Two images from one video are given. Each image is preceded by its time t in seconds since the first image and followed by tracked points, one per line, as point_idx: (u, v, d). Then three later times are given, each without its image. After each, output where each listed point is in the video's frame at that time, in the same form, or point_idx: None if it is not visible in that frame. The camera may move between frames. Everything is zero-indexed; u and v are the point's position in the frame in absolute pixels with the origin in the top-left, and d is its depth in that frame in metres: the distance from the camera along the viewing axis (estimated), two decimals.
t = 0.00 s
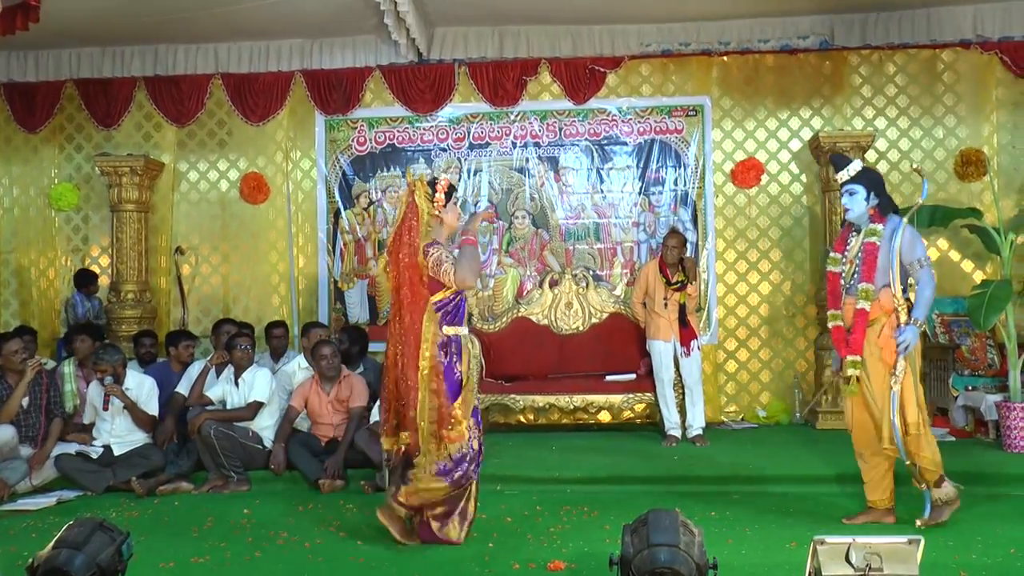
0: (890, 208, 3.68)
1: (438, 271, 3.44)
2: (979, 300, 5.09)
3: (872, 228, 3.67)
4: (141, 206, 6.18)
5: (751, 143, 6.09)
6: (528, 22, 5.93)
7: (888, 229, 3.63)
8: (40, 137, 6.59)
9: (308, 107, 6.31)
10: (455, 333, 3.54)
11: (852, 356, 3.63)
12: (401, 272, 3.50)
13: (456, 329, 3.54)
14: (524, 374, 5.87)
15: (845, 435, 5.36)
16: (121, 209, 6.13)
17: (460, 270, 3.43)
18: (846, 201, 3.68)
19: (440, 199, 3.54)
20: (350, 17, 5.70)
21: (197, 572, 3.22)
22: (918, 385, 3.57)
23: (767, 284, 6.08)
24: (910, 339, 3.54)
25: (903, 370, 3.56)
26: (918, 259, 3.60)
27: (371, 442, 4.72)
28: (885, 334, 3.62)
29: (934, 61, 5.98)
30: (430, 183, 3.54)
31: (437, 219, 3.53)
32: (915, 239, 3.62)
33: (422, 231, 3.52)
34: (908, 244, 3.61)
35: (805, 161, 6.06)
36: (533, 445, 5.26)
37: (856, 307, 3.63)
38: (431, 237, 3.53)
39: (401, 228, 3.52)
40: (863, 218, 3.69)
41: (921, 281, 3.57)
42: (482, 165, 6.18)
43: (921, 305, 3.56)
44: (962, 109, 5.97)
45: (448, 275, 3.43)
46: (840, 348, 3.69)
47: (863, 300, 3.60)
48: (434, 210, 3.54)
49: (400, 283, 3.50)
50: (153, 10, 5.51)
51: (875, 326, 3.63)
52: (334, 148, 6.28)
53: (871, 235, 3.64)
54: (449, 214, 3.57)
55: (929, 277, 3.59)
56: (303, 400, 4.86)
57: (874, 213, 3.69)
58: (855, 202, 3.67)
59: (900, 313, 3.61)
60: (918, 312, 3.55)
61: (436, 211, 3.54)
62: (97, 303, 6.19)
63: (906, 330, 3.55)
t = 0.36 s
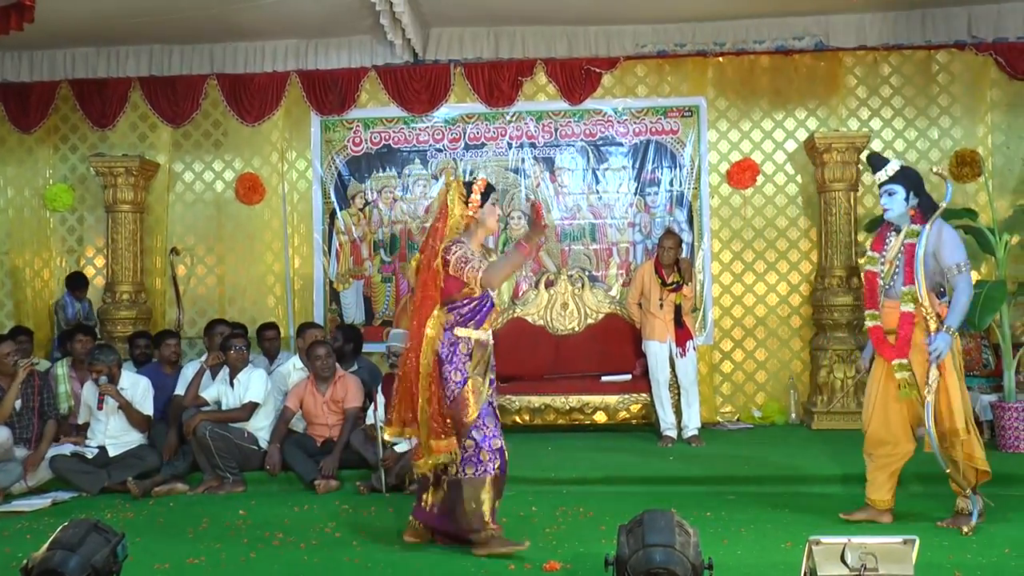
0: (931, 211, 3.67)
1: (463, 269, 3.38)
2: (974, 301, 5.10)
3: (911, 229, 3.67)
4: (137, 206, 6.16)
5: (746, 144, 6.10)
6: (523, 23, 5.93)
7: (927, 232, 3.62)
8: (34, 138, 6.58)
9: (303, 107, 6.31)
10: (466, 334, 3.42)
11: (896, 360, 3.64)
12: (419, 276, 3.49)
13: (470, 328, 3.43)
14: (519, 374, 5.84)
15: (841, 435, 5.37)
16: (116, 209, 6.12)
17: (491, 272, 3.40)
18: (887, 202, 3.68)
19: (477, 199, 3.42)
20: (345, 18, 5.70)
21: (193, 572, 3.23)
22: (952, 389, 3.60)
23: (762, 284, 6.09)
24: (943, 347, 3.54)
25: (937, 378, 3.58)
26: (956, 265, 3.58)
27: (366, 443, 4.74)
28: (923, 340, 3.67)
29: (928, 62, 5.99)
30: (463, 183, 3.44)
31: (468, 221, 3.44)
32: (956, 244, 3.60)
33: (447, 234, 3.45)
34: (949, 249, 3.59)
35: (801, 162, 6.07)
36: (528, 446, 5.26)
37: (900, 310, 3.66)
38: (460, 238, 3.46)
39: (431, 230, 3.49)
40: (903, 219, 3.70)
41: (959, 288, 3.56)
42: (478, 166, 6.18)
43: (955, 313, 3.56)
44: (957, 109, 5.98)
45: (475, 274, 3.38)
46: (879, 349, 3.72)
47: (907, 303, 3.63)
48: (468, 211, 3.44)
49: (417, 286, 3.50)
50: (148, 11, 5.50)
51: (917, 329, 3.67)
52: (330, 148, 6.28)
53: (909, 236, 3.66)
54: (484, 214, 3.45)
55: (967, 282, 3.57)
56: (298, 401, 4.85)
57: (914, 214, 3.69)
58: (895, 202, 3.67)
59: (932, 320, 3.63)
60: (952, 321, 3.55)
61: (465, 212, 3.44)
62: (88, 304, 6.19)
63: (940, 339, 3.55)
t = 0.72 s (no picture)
0: (944, 208, 3.66)
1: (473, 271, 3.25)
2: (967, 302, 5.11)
3: (921, 227, 3.69)
4: (131, 207, 6.15)
5: (741, 144, 6.10)
6: (518, 23, 5.93)
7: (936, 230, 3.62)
8: (28, 138, 6.56)
9: (299, 108, 6.29)
10: (519, 325, 3.25)
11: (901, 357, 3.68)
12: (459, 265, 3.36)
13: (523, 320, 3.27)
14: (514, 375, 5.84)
15: (836, 435, 5.37)
16: (111, 209, 6.10)
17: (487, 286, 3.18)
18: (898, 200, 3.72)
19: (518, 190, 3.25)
20: (340, 17, 5.70)
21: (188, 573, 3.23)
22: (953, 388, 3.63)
23: (757, 285, 6.10)
24: (949, 349, 3.56)
25: (939, 378, 3.62)
26: (962, 262, 3.59)
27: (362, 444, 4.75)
28: (926, 339, 3.68)
29: (923, 63, 5.99)
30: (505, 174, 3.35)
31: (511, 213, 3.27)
32: (963, 242, 3.60)
33: (488, 226, 3.32)
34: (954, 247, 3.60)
35: (796, 163, 6.07)
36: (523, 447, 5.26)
37: (905, 308, 3.69)
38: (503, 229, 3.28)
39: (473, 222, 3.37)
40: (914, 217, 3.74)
41: (962, 287, 3.56)
42: (473, 166, 6.17)
43: (959, 313, 3.55)
44: (952, 110, 5.99)
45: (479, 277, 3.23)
46: (887, 346, 3.77)
47: (910, 300, 3.66)
48: (509, 204, 3.30)
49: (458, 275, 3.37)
50: (142, 10, 5.50)
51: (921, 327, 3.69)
52: (325, 149, 6.26)
53: (919, 234, 3.68)
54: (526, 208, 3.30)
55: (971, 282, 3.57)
56: (292, 402, 4.87)
57: (925, 212, 3.72)
58: (908, 201, 3.73)
59: (936, 319, 3.64)
60: (957, 322, 3.55)
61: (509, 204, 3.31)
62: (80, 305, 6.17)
63: (945, 340, 3.57)
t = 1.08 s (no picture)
0: (918, 210, 3.73)
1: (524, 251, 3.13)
2: (958, 302, 5.12)
3: (895, 231, 3.78)
4: (121, 207, 6.13)
5: (733, 145, 6.11)
6: (510, 24, 5.93)
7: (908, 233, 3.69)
8: (18, 138, 6.53)
9: (289, 107, 6.29)
10: (543, 332, 3.20)
11: (880, 357, 3.83)
12: (481, 271, 3.19)
13: (544, 328, 3.21)
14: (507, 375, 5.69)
15: (827, 436, 5.38)
16: (101, 209, 6.08)
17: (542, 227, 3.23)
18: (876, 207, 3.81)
19: (529, 197, 3.23)
20: (332, 18, 5.70)
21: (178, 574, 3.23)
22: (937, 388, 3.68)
23: (748, 285, 6.11)
24: (930, 349, 3.58)
25: (924, 377, 3.65)
26: (934, 262, 3.61)
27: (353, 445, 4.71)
28: (907, 340, 3.72)
29: (913, 65, 6.01)
30: (517, 179, 3.23)
31: (525, 218, 3.21)
32: (934, 241, 3.64)
33: (507, 230, 3.20)
34: (926, 247, 3.63)
35: (787, 163, 6.09)
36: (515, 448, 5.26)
37: (880, 309, 3.80)
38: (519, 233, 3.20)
39: (485, 227, 3.23)
40: (891, 222, 3.80)
41: (936, 286, 3.60)
42: (464, 166, 6.16)
43: (936, 312, 3.58)
44: (942, 112, 6.01)
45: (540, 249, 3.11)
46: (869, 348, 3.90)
47: (884, 303, 3.77)
48: (522, 209, 3.22)
49: (479, 281, 3.19)
50: (133, 10, 5.49)
51: (898, 327, 3.76)
52: (316, 149, 6.25)
53: (892, 239, 3.78)
54: (538, 212, 3.25)
55: (947, 280, 3.59)
56: (283, 402, 4.85)
57: (902, 216, 3.78)
58: (884, 207, 3.79)
59: (916, 319, 3.66)
60: (934, 322, 3.58)
61: (524, 207, 3.22)
62: (69, 305, 6.14)
63: (924, 339, 3.60)
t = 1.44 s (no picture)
0: (886, 214, 3.81)
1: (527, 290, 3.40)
2: (945, 302, 5.15)
3: (863, 234, 3.86)
4: (110, 206, 6.10)
5: (723, 146, 6.12)
6: (500, 24, 5.93)
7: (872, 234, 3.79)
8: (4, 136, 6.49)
9: (279, 106, 6.25)
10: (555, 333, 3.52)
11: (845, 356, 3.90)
12: (508, 277, 3.33)
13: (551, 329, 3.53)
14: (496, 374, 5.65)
15: (815, 436, 5.40)
16: (89, 208, 6.05)
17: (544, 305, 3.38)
18: (845, 213, 3.87)
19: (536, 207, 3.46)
20: (322, 18, 5.69)
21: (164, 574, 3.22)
22: (896, 381, 3.74)
23: (737, 286, 6.12)
24: (889, 340, 3.68)
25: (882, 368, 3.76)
26: (901, 261, 3.71)
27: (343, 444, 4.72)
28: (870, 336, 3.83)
29: (902, 66, 6.04)
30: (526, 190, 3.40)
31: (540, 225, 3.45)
32: (900, 242, 3.74)
33: (526, 238, 3.37)
34: (892, 246, 3.74)
35: (776, 163, 6.10)
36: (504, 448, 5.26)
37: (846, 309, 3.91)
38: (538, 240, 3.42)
39: (502, 237, 3.36)
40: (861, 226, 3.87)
41: (903, 282, 3.69)
42: (454, 166, 6.16)
43: (902, 307, 3.69)
44: (930, 113, 6.03)
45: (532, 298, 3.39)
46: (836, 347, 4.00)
47: (850, 303, 3.87)
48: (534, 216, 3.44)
49: (507, 287, 3.34)
50: (122, 8, 5.46)
51: (863, 326, 3.87)
52: (306, 148, 6.24)
53: (860, 241, 3.86)
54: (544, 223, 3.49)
55: (913, 278, 3.69)
56: (273, 402, 4.83)
57: (871, 220, 3.84)
58: (854, 212, 3.84)
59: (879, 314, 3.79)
60: (898, 316, 3.69)
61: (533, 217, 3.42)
62: (55, 304, 6.11)
63: (886, 333, 3.70)
